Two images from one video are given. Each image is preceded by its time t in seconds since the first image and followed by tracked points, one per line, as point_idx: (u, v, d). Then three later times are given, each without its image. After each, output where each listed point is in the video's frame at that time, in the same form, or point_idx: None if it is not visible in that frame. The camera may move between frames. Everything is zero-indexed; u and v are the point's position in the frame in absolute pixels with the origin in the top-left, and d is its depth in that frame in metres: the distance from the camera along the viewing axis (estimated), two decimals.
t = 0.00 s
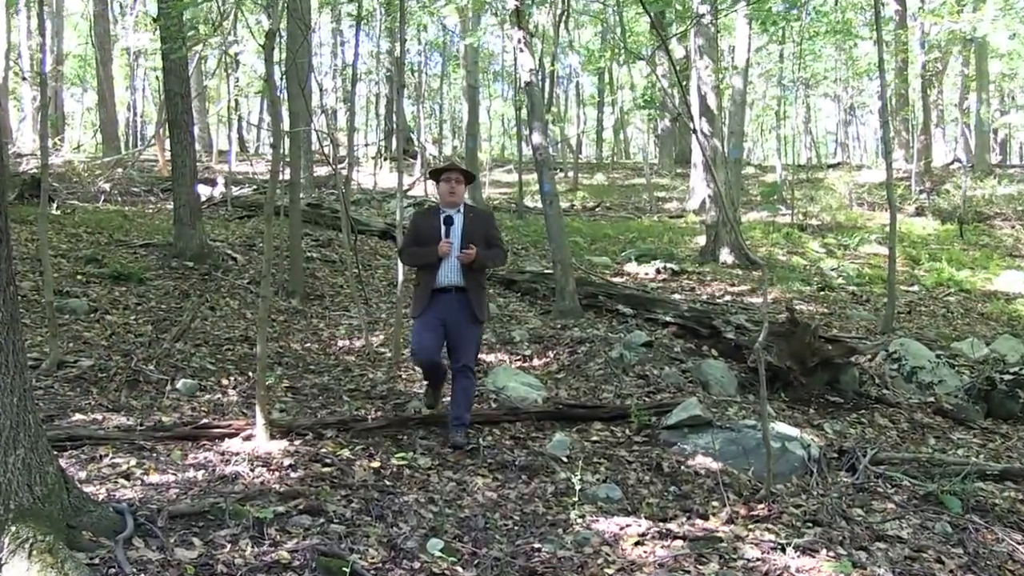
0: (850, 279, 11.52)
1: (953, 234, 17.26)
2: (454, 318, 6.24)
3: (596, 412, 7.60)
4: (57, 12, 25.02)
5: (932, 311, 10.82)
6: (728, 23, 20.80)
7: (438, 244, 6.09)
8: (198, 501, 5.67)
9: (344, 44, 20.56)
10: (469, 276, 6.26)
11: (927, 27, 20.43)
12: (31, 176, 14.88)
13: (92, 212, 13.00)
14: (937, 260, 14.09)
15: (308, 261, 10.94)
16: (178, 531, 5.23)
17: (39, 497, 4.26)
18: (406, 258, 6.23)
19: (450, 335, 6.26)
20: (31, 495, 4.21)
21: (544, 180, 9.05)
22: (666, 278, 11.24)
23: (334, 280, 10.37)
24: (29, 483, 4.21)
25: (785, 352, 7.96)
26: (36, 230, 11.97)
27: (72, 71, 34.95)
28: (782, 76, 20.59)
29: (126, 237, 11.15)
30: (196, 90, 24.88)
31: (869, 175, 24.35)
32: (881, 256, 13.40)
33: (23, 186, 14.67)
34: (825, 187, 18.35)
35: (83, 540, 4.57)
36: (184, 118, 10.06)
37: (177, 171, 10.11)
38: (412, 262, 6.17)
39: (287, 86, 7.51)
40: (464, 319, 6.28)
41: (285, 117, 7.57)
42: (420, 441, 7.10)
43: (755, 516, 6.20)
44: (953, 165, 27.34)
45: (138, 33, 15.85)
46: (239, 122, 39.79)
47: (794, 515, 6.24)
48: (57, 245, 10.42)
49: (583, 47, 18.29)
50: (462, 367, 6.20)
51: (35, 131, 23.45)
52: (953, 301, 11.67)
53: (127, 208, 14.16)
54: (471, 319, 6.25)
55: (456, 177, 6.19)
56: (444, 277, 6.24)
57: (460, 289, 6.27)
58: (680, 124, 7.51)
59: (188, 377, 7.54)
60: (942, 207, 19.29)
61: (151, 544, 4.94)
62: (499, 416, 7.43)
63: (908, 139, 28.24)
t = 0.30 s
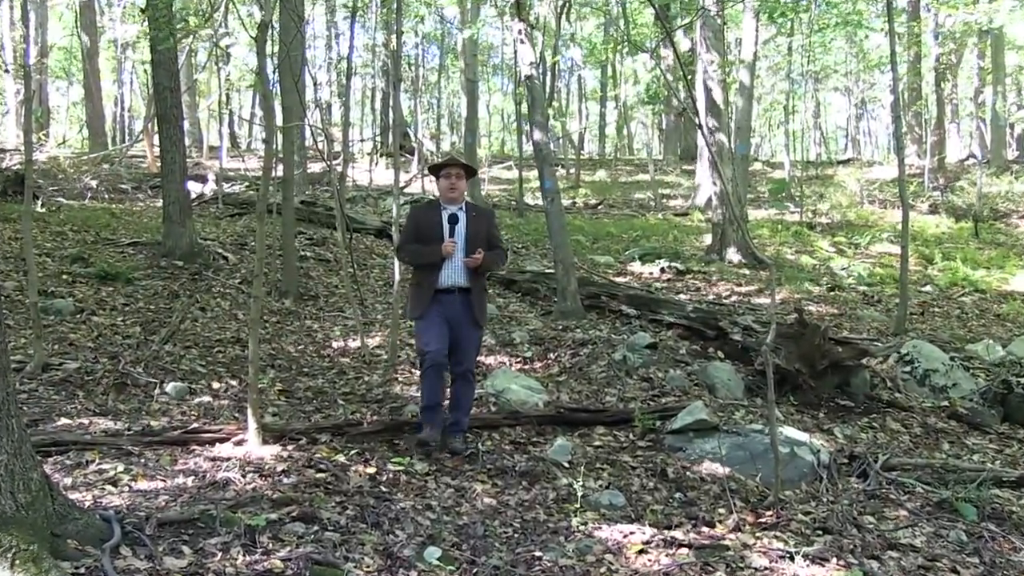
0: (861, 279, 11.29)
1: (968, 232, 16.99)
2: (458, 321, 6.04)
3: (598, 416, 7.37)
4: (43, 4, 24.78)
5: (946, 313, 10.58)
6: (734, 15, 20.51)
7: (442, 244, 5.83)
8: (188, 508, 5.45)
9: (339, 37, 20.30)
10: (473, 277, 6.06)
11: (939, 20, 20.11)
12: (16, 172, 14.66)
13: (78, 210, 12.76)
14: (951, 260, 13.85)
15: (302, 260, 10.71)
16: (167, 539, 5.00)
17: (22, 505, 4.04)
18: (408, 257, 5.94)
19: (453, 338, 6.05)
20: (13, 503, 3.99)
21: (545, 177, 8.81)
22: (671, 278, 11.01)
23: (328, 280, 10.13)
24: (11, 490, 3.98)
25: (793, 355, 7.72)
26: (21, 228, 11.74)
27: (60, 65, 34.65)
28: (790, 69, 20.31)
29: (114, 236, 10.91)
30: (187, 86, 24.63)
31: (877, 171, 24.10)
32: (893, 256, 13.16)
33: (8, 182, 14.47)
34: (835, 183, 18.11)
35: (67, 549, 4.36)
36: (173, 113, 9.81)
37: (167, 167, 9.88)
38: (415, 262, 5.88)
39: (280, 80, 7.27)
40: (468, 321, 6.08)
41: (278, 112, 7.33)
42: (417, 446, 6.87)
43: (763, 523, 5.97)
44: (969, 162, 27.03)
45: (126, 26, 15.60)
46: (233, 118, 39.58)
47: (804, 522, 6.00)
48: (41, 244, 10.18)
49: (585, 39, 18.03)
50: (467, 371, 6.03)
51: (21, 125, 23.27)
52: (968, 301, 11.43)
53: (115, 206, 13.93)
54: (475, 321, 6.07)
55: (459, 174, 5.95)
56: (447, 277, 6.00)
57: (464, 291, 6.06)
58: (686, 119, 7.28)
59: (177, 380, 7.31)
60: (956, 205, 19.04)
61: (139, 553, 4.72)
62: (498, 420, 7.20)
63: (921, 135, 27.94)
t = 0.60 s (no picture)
0: (875, 279, 11.00)
1: (987, 230, 16.67)
2: (458, 326, 5.76)
3: (601, 421, 7.09)
4: None
5: (964, 314, 10.29)
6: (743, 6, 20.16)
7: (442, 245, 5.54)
8: (175, 517, 5.19)
9: (331, 29, 19.96)
10: (472, 280, 5.80)
11: (956, 9, 19.72)
12: None
13: (60, 207, 12.45)
14: (968, 259, 13.57)
15: (294, 259, 10.44)
16: (153, 550, 4.75)
17: None
18: (404, 261, 5.61)
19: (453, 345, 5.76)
20: None
21: (546, 173, 8.53)
22: (677, 278, 10.74)
23: (321, 280, 9.86)
24: None
25: (804, 358, 7.45)
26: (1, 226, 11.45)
27: (48, 56, 34.15)
28: (802, 61, 20.01)
29: (97, 234, 10.63)
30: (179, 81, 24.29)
31: (886, 167, 23.77)
32: (908, 255, 12.86)
33: None
34: (846, 179, 17.81)
35: (49, 561, 4.10)
36: (160, 106, 9.52)
37: (153, 162, 9.60)
38: (412, 264, 5.56)
39: (271, 72, 7.00)
40: (467, 327, 5.80)
41: (269, 105, 7.06)
42: (413, 452, 6.60)
43: (773, 533, 5.70)
44: (987, 155, 26.70)
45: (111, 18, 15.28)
46: (226, 114, 39.13)
47: (815, 531, 5.73)
48: (23, 243, 9.89)
49: (588, 30, 17.70)
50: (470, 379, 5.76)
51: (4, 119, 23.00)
52: (987, 303, 11.13)
53: (98, 202, 13.63)
54: (475, 326, 5.81)
55: (454, 173, 5.73)
56: (446, 281, 5.70)
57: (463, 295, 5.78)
58: (692, 113, 6.99)
59: (164, 384, 7.04)
60: (975, 201, 18.74)
61: (123, 564, 4.48)
62: (498, 425, 6.93)
63: (938, 129, 27.58)
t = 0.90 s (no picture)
0: (889, 278, 10.74)
1: (1005, 226, 16.40)
2: (448, 340, 5.46)
3: (604, 426, 6.83)
4: None
5: (981, 315, 10.03)
6: None
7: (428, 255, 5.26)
8: (161, 526, 4.95)
9: (325, 17, 19.61)
10: (461, 290, 5.50)
11: None
12: None
13: (42, 205, 12.16)
14: (987, 257, 13.33)
15: (285, 258, 10.18)
16: (138, 561, 4.51)
17: None
18: (387, 275, 5.32)
19: (444, 359, 5.47)
20: None
21: (548, 169, 8.28)
22: (683, 277, 10.48)
23: (314, 280, 9.60)
24: None
25: (815, 361, 7.19)
26: None
27: (34, 45, 33.68)
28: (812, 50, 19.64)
29: (81, 233, 10.36)
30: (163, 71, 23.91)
31: (895, 162, 23.48)
32: (924, 253, 12.60)
33: None
34: (861, 173, 17.56)
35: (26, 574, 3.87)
36: (146, 99, 9.23)
37: (139, 157, 9.32)
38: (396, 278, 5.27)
39: (262, 64, 6.75)
40: (459, 340, 5.51)
41: (260, 99, 6.80)
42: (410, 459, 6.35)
43: (783, 543, 5.44)
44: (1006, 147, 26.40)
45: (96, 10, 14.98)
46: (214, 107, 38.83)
47: (827, 541, 5.47)
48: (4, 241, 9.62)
49: (590, 21, 17.38)
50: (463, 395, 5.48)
51: None
52: (1006, 303, 10.87)
53: (83, 200, 13.37)
54: (467, 339, 5.51)
55: (437, 179, 5.43)
56: (434, 293, 5.41)
57: (452, 307, 5.49)
58: (699, 107, 6.73)
59: (150, 388, 6.79)
60: (993, 196, 18.48)
61: None
62: (497, 431, 6.67)
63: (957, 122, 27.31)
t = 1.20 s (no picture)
0: (904, 278, 10.49)
1: None
2: (441, 340, 5.18)
3: (607, 431, 6.58)
4: None
5: (1000, 316, 9.77)
6: None
7: (416, 254, 5.01)
8: (147, 536, 4.71)
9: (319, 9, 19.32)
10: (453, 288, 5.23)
11: None
12: None
13: (23, 201, 11.87)
14: (1006, 256, 13.10)
15: (277, 257, 9.94)
16: (123, 573, 4.28)
17: None
18: (374, 274, 5.09)
19: (436, 361, 5.20)
20: None
21: (549, 165, 8.03)
22: (690, 277, 10.23)
23: (307, 280, 9.35)
24: None
25: (826, 364, 6.94)
26: None
27: (14, 36, 33.19)
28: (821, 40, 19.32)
29: (63, 231, 10.09)
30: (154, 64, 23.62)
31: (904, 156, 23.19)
32: (941, 251, 12.34)
33: None
34: (875, 168, 17.27)
35: None
36: (131, 92, 8.98)
37: (125, 153, 9.06)
38: (382, 277, 5.04)
39: (252, 55, 6.49)
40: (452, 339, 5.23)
41: (250, 92, 6.54)
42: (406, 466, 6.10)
43: (793, 553, 5.19)
44: None
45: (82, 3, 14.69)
46: (202, 100, 38.48)
47: (840, 551, 5.22)
48: None
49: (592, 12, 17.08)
50: (458, 398, 5.18)
51: None
52: None
53: (66, 196, 13.09)
54: (461, 339, 5.22)
55: (426, 173, 5.18)
56: (423, 291, 5.16)
57: (443, 306, 5.21)
58: (706, 100, 6.47)
59: (136, 392, 6.54)
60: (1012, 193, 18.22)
61: None
62: (497, 436, 6.42)
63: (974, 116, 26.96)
